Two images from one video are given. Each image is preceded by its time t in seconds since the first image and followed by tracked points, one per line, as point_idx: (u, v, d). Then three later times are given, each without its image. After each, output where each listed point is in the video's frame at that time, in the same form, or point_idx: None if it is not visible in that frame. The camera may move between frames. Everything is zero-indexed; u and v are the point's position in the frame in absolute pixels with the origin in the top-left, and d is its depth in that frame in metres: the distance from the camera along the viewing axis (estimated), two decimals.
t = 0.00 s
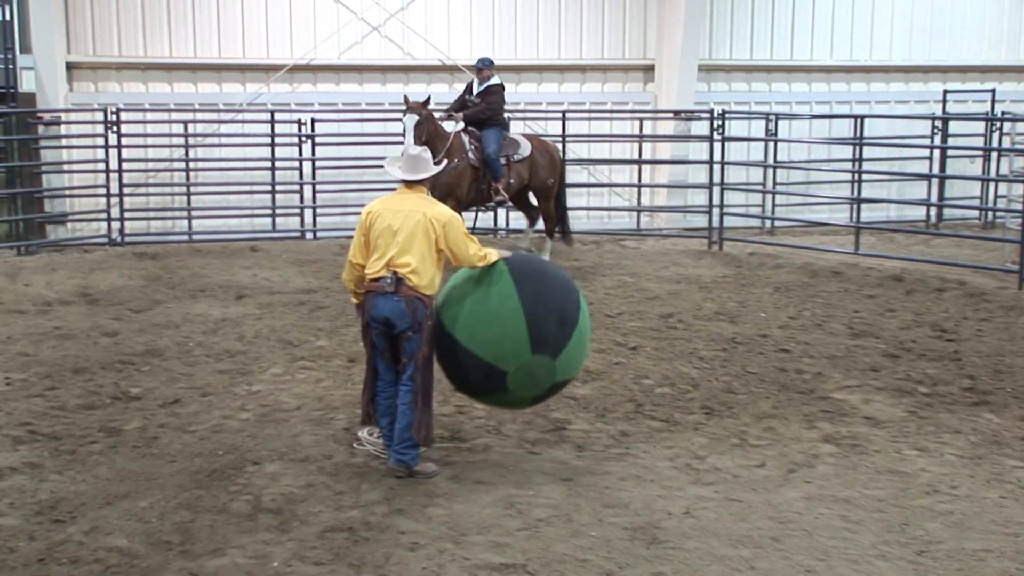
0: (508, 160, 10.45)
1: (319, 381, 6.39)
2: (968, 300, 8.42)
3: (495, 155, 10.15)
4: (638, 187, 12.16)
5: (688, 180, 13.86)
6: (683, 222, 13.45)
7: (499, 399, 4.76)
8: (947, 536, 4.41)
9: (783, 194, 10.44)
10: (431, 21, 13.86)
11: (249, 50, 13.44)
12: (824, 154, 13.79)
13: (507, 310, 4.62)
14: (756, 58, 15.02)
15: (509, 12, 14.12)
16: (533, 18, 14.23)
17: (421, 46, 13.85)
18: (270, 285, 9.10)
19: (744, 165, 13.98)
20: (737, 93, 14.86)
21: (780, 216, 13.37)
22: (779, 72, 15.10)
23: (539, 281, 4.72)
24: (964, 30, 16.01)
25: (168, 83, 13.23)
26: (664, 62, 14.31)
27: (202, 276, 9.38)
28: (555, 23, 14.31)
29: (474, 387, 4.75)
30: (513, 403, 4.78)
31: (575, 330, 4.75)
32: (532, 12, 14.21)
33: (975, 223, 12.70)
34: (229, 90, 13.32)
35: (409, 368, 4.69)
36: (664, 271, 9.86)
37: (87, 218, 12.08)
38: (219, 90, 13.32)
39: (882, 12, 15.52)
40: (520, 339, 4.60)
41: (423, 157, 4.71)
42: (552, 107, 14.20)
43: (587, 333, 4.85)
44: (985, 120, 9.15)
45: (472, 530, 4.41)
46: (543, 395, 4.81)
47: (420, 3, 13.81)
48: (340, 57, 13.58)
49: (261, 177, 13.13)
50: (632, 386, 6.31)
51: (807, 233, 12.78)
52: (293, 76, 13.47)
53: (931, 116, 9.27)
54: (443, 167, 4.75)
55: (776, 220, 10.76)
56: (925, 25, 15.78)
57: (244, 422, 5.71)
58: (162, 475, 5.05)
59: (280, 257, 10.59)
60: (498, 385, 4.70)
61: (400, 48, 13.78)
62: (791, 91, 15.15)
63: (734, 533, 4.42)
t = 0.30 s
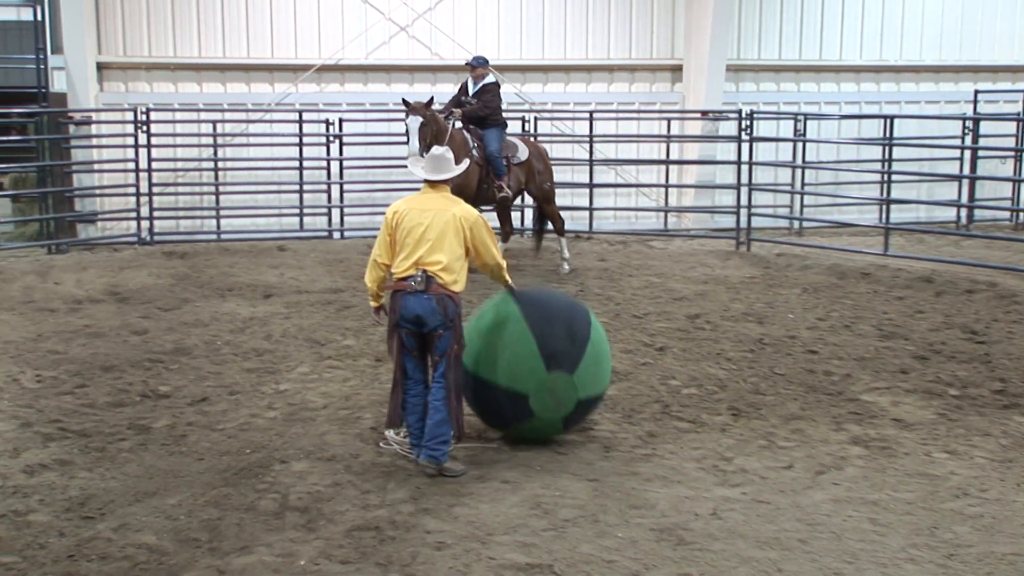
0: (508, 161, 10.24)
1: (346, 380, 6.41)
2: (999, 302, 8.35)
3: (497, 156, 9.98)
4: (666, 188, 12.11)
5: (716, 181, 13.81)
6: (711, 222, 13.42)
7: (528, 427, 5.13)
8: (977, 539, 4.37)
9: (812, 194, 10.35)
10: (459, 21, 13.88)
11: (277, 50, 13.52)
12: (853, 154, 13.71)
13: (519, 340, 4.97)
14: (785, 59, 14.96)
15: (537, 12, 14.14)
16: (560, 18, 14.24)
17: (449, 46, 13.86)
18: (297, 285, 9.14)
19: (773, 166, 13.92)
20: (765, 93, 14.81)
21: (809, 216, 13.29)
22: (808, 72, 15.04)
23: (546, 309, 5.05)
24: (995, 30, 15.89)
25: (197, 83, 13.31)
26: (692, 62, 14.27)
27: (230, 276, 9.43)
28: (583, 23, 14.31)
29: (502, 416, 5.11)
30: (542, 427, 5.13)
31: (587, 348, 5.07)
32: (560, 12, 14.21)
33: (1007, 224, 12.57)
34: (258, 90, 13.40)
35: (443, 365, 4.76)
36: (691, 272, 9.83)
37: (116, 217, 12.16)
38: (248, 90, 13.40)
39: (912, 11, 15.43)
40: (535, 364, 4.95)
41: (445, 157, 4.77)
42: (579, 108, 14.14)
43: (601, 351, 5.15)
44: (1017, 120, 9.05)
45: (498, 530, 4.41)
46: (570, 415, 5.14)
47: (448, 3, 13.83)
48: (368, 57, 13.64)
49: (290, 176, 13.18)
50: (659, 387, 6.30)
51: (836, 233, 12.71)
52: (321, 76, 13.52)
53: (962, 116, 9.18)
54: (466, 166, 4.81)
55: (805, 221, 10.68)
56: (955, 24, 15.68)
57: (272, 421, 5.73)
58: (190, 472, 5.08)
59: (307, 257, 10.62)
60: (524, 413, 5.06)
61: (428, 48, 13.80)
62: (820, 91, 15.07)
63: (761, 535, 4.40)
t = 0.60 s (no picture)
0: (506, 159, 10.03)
1: (369, 379, 6.43)
2: None
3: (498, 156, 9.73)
4: (690, 189, 12.07)
5: (740, 181, 13.77)
6: (734, 223, 13.41)
7: (550, 351, 4.97)
8: (1002, 542, 4.34)
9: (837, 195, 10.27)
10: (483, 21, 13.88)
11: (301, 51, 13.57)
12: (878, 154, 13.65)
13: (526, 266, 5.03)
14: (809, 59, 14.91)
15: (560, 12, 14.14)
16: (583, 18, 14.23)
17: (473, 46, 13.87)
18: (319, 284, 9.17)
19: (796, 167, 13.88)
20: (790, 93, 14.75)
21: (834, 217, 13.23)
22: (832, 72, 14.99)
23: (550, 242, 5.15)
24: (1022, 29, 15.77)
25: (222, 83, 13.38)
26: (716, 62, 14.23)
27: (253, 275, 9.46)
28: (606, 23, 14.29)
29: (519, 347, 5.00)
30: (564, 352, 4.98)
31: (597, 271, 5.08)
32: (583, 12, 14.21)
33: None
34: (282, 90, 13.47)
35: (477, 364, 4.86)
36: (714, 272, 9.79)
37: (141, 216, 12.23)
38: (272, 90, 13.47)
39: (938, 11, 15.35)
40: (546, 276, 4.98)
41: (462, 157, 4.82)
42: (602, 108, 14.12)
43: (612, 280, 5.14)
44: None
45: (520, 530, 4.41)
46: (591, 337, 5.00)
47: (471, 4, 13.84)
48: (391, 57, 13.67)
49: (313, 176, 13.22)
50: (682, 388, 6.29)
51: (861, 234, 12.65)
52: (345, 76, 13.58)
53: (989, 117, 9.10)
54: (484, 164, 4.85)
55: (829, 222, 10.63)
56: (982, 24, 15.59)
57: (295, 420, 5.75)
58: (214, 471, 5.11)
59: (330, 256, 10.66)
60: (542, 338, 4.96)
61: (451, 48, 13.81)
62: (845, 91, 15.01)
63: (785, 537, 4.38)
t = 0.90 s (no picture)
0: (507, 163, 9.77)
1: (391, 378, 6.44)
2: None
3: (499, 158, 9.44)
4: (712, 189, 12.03)
5: (762, 181, 13.73)
6: (757, 223, 13.38)
7: (566, 372, 5.29)
8: None
9: (862, 195, 10.18)
10: (505, 21, 13.88)
11: (323, 51, 13.62)
12: (902, 154, 13.58)
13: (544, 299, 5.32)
14: (832, 59, 14.85)
15: (582, 12, 14.14)
16: (605, 18, 14.22)
17: (495, 46, 13.87)
18: (340, 283, 9.19)
19: (819, 167, 13.83)
20: (812, 93, 14.70)
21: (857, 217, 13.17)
22: (856, 72, 14.94)
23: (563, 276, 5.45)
24: None
25: (244, 83, 13.42)
26: (739, 62, 14.19)
27: (275, 274, 9.49)
28: (628, 23, 14.28)
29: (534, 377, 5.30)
30: (574, 376, 5.30)
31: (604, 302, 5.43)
32: (606, 12, 14.20)
33: None
34: (304, 90, 13.51)
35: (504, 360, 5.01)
36: (737, 273, 9.76)
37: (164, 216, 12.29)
38: (295, 90, 13.51)
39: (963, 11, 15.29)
40: (551, 303, 5.30)
41: (489, 157, 4.94)
42: (624, 108, 14.08)
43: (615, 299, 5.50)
44: None
45: (541, 530, 4.41)
46: (600, 360, 5.34)
47: (494, 4, 13.84)
48: (413, 57, 13.71)
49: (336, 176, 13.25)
50: (704, 388, 6.28)
51: (884, 235, 12.58)
52: (367, 76, 13.62)
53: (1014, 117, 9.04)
54: (507, 165, 4.94)
55: (853, 223, 10.58)
56: (1007, 23, 15.50)
57: (317, 420, 5.76)
58: (236, 469, 5.13)
59: (351, 256, 10.68)
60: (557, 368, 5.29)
61: (473, 48, 13.83)
62: (868, 92, 14.95)
63: (807, 538, 4.37)
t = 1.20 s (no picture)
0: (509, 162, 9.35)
1: (409, 378, 6.44)
2: None
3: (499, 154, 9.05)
4: (731, 190, 11.99)
5: (781, 181, 13.69)
6: (775, 224, 13.36)
7: (572, 309, 5.12)
8: None
9: (881, 195, 10.07)
10: (524, 22, 13.88)
11: (342, 51, 13.65)
12: (922, 155, 13.54)
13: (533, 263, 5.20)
14: (852, 59, 14.81)
15: (601, 11, 14.13)
16: (623, 19, 14.20)
17: (514, 46, 13.87)
18: (357, 283, 9.20)
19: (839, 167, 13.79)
20: (832, 94, 14.66)
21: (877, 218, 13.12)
22: (876, 72, 14.89)
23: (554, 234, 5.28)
24: None
25: (263, 83, 13.47)
26: (758, 62, 14.16)
27: (293, 274, 9.52)
28: (647, 23, 14.26)
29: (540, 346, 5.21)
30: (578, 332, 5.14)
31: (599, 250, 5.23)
32: (624, 13, 14.19)
33: None
34: (323, 90, 13.52)
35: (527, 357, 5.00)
36: (756, 274, 9.73)
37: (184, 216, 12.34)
38: (314, 90, 13.53)
39: (984, 10, 15.23)
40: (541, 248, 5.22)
41: (510, 154, 4.95)
42: (643, 108, 14.05)
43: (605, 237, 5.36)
44: None
45: (559, 530, 4.41)
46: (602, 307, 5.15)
47: (512, 4, 13.84)
48: (432, 57, 13.72)
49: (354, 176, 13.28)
50: (723, 389, 6.27)
51: (904, 235, 12.54)
52: (386, 76, 13.64)
53: None
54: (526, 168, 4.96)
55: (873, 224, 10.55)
56: None
57: (335, 419, 5.77)
58: (255, 468, 5.14)
59: (368, 256, 10.69)
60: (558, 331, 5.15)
61: (492, 48, 13.83)
62: (888, 92, 14.89)
63: (825, 540, 4.36)
